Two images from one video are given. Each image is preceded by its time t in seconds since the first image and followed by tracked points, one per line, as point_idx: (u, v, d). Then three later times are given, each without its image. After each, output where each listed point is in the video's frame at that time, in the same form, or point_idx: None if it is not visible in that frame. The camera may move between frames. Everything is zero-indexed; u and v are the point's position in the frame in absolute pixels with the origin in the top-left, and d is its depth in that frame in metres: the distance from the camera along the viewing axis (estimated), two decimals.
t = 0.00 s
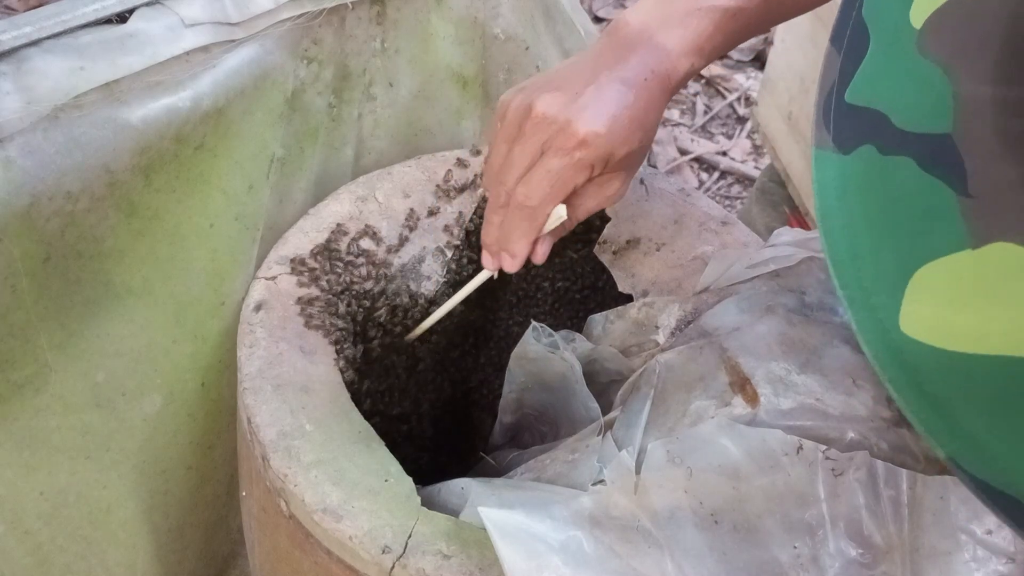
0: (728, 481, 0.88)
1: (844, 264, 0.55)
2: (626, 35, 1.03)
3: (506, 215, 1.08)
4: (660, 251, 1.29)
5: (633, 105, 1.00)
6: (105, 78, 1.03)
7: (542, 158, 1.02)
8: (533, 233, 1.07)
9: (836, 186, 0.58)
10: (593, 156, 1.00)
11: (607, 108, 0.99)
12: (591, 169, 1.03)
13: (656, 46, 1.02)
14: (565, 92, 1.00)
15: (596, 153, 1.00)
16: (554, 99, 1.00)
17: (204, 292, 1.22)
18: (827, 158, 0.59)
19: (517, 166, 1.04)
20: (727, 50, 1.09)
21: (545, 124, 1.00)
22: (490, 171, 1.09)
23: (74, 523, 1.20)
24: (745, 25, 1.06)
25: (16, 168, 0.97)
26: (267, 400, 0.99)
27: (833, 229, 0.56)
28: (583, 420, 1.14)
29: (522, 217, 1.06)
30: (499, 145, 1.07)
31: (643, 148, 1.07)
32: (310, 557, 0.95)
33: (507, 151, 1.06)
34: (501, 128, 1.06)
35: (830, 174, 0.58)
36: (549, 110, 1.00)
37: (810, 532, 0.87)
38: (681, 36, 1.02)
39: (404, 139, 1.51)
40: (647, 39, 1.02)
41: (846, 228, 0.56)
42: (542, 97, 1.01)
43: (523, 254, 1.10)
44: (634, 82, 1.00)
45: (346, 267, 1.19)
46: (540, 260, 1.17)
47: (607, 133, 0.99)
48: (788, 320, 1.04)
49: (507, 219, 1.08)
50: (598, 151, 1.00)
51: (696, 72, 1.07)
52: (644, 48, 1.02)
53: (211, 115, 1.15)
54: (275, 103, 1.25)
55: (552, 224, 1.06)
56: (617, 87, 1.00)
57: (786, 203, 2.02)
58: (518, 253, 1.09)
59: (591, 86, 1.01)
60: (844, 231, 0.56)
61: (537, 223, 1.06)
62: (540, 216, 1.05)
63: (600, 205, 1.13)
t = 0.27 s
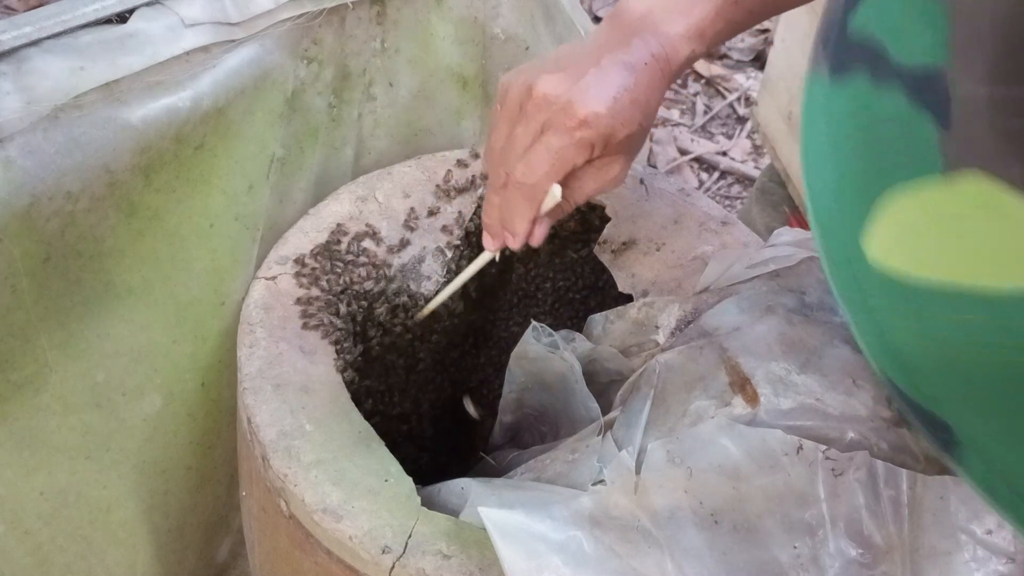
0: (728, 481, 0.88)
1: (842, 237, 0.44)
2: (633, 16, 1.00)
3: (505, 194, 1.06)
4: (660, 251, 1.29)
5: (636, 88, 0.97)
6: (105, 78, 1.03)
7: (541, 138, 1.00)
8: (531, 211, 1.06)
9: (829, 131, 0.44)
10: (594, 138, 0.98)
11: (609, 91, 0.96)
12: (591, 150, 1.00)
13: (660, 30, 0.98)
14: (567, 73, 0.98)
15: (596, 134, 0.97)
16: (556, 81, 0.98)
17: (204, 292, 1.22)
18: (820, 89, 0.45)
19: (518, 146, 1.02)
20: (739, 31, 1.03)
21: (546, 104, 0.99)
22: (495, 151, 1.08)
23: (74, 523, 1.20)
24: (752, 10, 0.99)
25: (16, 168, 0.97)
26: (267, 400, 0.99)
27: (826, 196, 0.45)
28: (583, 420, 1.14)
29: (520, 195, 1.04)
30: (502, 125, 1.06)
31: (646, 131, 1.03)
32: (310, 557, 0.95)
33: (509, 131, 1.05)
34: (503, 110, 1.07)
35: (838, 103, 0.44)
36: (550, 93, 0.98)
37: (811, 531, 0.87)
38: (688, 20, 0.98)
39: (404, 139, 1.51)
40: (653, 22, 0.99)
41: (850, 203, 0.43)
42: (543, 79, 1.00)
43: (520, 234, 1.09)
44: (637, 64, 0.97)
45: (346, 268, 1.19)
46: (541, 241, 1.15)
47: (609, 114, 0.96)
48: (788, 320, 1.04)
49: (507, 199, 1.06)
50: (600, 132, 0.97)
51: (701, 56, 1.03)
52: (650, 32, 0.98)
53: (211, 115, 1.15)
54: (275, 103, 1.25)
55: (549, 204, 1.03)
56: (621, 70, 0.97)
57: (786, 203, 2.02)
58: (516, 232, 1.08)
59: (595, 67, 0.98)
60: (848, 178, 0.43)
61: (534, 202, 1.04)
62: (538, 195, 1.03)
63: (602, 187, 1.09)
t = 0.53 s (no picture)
0: (728, 481, 0.89)
1: (799, 158, 0.49)
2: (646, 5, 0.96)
3: (523, 184, 1.03)
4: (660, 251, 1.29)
5: (650, 77, 0.93)
6: (105, 78, 1.03)
7: (558, 129, 0.97)
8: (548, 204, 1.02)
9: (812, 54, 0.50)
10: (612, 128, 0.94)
11: (627, 79, 0.92)
12: (606, 141, 0.97)
13: (673, 20, 0.95)
14: (584, 61, 0.94)
15: (612, 124, 0.94)
16: (573, 67, 0.94)
17: (204, 292, 1.22)
18: (799, 21, 0.49)
19: (534, 133, 0.99)
20: (748, 28, 1.00)
21: (561, 91, 0.95)
22: (511, 141, 1.05)
23: (74, 524, 1.20)
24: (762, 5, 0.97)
25: (16, 168, 0.97)
26: (267, 400, 0.99)
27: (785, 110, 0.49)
28: (583, 420, 1.14)
29: (540, 185, 1.00)
30: (518, 111, 1.03)
31: (660, 124, 1.00)
32: (310, 557, 0.95)
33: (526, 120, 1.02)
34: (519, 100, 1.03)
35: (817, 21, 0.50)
36: (567, 81, 0.94)
37: (811, 531, 0.87)
38: (701, 11, 0.95)
39: (404, 139, 1.51)
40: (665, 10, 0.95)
41: (818, 137, 0.50)
42: (562, 66, 0.95)
43: (538, 226, 1.05)
44: (652, 54, 0.93)
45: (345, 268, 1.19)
46: (553, 236, 1.12)
47: (626, 104, 0.93)
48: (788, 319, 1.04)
49: (524, 189, 1.04)
50: (617, 122, 0.94)
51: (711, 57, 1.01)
52: (665, 20, 0.95)
53: (211, 115, 1.15)
54: (275, 102, 1.25)
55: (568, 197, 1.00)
56: (639, 60, 0.93)
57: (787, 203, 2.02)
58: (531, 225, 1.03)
59: (609, 54, 0.94)
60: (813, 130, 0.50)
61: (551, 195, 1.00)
62: (557, 187, 1.00)
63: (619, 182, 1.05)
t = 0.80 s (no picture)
0: (727, 480, 0.89)
1: (785, 169, 0.53)
2: (634, 62, 1.05)
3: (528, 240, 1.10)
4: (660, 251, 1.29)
5: (638, 136, 1.02)
6: (105, 78, 1.03)
7: (557, 192, 1.05)
8: (555, 260, 1.10)
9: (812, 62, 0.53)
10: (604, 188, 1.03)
11: (613, 141, 1.01)
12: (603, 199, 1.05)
13: (659, 74, 1.03)
14: (576, 126, 1.03)
15: (607, 184, 1.02)
16: (567, 132, 1.02)
17: (204, 292, 1.22)
18: (790, 29, 0.52)
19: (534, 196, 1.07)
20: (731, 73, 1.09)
21: (558, 156, 1.03)
22: (512, 197, 1.12)
23: (74, 524, 1.20)
24: (745, 50, 1.05)
25: (15, 168, 0.98)
26: (267, 400, 0.99)
27: (775, 124, 0.53)
28: (583, 420, 1.14)
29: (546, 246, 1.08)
30: (519, 168, 1.10)
31: (650, 171, 1.10)
32: (310, 557, 0.95)
33: (526, 178, 1.09)
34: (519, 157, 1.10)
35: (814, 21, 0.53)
36: (563, 146, 1.02)
37: (810, 531, 0.87)
38: (682, 68, 1.03)
39: (404, 139, 1.51)
40: (648, 69, 1.04)
41: (807, 147, 0.54)
42: (556, 130, 1.03)
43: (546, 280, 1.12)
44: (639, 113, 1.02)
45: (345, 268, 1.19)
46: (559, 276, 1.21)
47: (615, 163, 1.01)
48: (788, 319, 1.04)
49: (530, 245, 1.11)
50: (608, 183, 1.02)
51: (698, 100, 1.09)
52: (649, 78, 1.03)
53: (211, 115, 1.15)
54: (275, 103, 1.25)
55: (572, 251, 1.09)
56: (625, 119, 1.02)
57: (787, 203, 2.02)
58: (538, 282, 1.11)
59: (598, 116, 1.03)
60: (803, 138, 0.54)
61: (555, 253, 1.08)
62: (562, 246, 1.08)
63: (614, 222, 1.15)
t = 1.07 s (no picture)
0: (728, 480, 0.89)
1: (765, 165, 0.59)
2: (632, 83, 1.11)
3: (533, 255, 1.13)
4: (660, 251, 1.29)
5: (642, 153, 1.08)
6: (105, 78, 1.03)
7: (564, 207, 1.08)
8: (560, 271, 1.13)
9: (805, 63, 0.60)
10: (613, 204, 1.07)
11: (619, 158, 1.06)
12: (608, 215, 1.09)
13: (657, 93, 1.10)
14: (583, 145, 1.07)
15: (613, 203, 1.06)
16: (573, 152, 1.06)
17: (204, 292, 1.22)
18: (781, 33, 0.60)
19: (539, 214, 1.09)
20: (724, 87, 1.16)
21: (565, 176, 1.06)
22: (518, 211, 1.15)
23: (74, 523, 1.20)
24: (738, 67, 1.13)
25: (15, 168, 0.98)
26: (267, 400, 0.99)
27: (762, 119, 0.59)
28: (583, 420, 1.14)
29: (551, 260, 1.11)
30: (525, 184, 1.13)
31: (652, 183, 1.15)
32: (310, 557, 0.95)
33: (531, 194, 1.12)
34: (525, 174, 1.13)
35: (807, 26, 0.60)
36: (571, 164, 1.05)
37: (810, 531, 0.87)
38: (681, 86, 1.10)
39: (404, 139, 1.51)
40: (648, 88, 1.10)
41: (789, 144, 0.59)
42: (563, 149, 1.07)
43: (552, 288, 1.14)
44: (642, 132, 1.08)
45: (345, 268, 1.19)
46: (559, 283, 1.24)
47: (622, 181, 1.06)
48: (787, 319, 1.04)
49: (535, 258, 1.13)
50: (615, 200, 1.06)
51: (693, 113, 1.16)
52: (649, 95, 1.10)
53: (211, 115, 1.15)
54: (275, 102, 1.25)
55: (576, 262, 1.13)
56: (628, 137, 1.07)
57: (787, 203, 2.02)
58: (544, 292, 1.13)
59: (602, 135, 1.08)
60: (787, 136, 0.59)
61: (560, 267, 1.11)
62: (568, 260, 1.11)
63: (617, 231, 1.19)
